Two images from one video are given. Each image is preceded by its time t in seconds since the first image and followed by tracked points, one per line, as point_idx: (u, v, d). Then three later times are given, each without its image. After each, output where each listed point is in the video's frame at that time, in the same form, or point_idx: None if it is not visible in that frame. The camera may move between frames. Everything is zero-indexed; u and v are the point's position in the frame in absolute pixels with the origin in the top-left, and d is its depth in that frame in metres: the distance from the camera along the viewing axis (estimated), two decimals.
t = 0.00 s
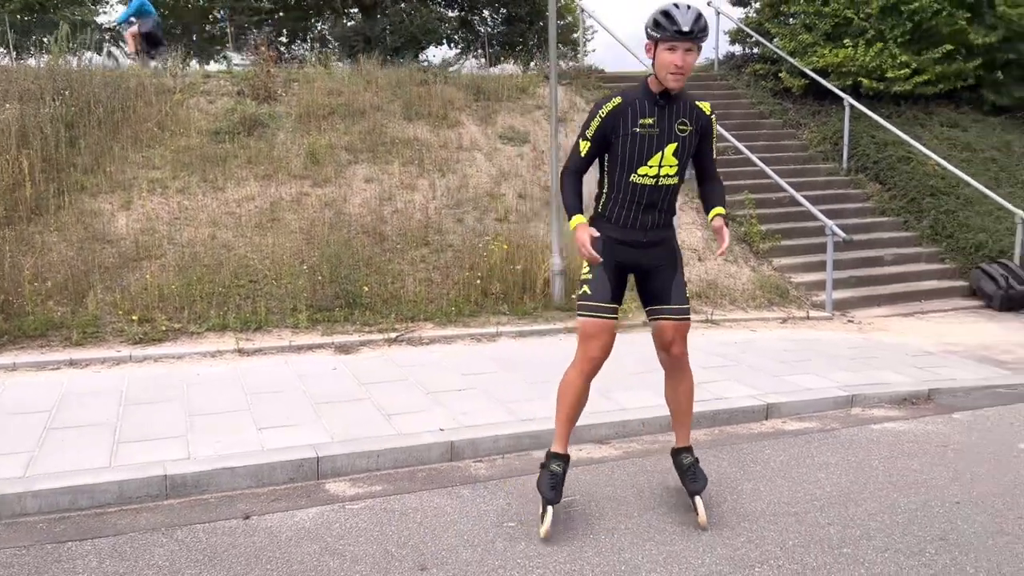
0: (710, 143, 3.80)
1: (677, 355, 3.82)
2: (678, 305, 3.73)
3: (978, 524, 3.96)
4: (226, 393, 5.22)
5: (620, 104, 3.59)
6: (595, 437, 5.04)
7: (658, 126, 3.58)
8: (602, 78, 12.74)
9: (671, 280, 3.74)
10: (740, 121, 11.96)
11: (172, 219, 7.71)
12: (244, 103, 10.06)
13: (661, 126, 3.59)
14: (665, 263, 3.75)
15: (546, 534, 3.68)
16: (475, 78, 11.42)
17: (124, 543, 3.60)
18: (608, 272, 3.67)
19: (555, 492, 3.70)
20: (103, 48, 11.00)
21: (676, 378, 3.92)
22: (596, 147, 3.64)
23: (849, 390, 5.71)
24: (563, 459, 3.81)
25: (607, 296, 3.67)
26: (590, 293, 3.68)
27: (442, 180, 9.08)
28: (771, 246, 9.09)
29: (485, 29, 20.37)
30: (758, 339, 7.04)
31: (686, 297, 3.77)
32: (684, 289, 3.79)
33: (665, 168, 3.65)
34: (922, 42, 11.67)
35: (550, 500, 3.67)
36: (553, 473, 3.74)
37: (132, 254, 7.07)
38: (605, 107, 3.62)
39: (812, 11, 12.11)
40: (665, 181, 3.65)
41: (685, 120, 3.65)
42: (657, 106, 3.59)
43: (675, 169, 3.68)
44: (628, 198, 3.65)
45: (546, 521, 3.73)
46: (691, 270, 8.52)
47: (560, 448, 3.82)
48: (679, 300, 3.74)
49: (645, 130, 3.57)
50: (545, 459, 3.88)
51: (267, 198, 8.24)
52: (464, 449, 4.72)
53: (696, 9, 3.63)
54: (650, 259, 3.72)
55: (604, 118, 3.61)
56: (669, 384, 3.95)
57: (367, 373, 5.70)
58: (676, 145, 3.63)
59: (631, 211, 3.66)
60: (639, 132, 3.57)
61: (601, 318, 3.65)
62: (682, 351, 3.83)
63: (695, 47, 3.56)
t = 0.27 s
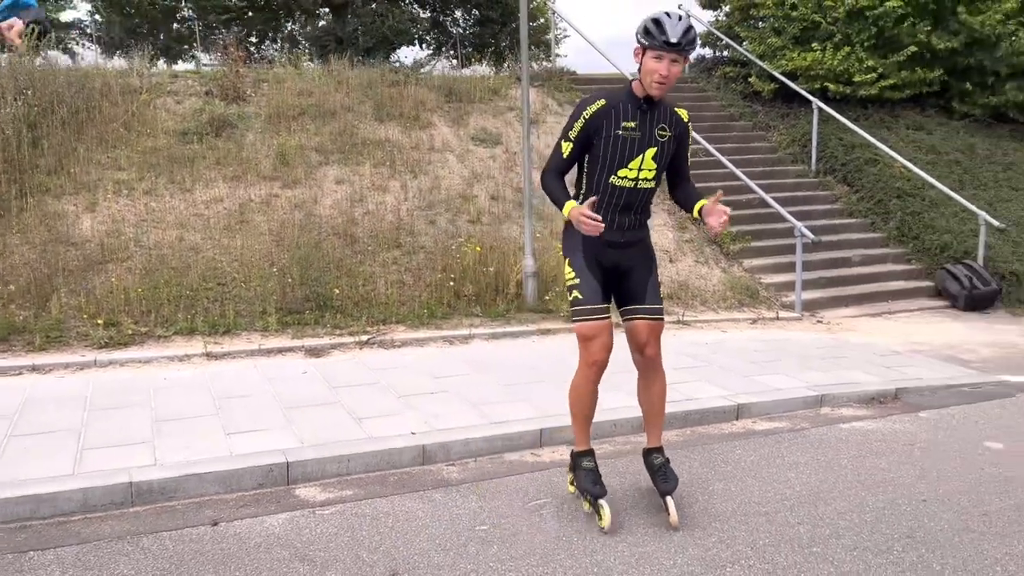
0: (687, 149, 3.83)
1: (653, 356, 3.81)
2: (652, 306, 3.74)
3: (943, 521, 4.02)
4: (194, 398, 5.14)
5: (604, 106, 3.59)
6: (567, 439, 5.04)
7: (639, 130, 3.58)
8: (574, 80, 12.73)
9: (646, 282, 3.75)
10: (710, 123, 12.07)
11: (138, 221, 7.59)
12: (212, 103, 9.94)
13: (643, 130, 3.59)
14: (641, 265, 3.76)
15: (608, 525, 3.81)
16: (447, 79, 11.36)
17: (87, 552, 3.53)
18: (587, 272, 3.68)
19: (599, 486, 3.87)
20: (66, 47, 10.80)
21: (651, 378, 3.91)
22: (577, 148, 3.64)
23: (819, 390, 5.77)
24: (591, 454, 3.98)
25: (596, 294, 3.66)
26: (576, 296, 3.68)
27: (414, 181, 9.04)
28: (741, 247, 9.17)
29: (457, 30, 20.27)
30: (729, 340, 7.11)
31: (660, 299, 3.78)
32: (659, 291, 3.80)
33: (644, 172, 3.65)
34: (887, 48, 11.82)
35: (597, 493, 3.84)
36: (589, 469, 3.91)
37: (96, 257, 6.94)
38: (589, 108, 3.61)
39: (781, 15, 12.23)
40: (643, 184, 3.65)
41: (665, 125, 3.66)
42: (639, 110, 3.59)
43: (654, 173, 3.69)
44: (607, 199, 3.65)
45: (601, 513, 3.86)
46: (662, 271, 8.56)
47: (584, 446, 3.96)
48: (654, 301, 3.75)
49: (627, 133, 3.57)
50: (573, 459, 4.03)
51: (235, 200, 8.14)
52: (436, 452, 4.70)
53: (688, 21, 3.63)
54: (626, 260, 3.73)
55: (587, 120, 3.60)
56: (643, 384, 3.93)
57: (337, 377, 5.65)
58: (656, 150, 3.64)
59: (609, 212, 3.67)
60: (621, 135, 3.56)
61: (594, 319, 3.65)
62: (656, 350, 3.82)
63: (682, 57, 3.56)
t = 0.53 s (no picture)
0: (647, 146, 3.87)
1: (621, 355, 3.82)
2: (621, 304, 3.74)
3: (910, 518, 4.07)
4: (161, 402, 5.06)
5: (566, 107, 3.58)
6: (540, 440, 5.03)
7: (602, 129, 3.61)
8: (547, 81, 12.73)
9: (615, 281, 3.77)
10: (680, 125, 12.17)
11: (104, 223, 7.46)
12: (180, 103, 9.81)
13: (605, 129, 3.62)
14: (609, 263, 3.78)
15: (576, 521, 3.83)
16: (419, 81, 11.27)
17: (50, 560, 3.46)
18: (557, 273, 3.68)
19: (568, 482, 3.92)
20: (29, 46, 10.59)
21: (621, 377, 3.91)
22: (543, 151, 3.62)
23: (789, 389, 5.83)
24: (560, 451, 4.01)
25: (563, 295, 3.66)
26: (546, 297, 3.68)
27: (386, 182, 8.99)
28: (713, 248, 9.24)
29: (430, 31, 20.32)
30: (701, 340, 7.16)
31: (629, 296, 3.80)
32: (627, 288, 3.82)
33: (609, 170, 3.67)
34: (853, 50, 11.94)
35: (565, 489, 3.87)
36: (558, 465, 3.95)
37: (61, 259, 6.82)
38: (552, 110, 3.60)
39: (751, 17, 12.37)
40: (609, 182, 3.67)
41: (626, 123, 3.69)
42: (600, 110, 3.61)
43: (618, 171, 3.71)
44: (575, 199, 3.66)
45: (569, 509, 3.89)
46: (635, 272, 8.60)
47: (553, 443, 4.00)
48: (622, 299, 3.76)
49: (590, 132, 3.58)
50: (543, 456, 4.07)
51: (204, 201, 8.04)
52: (408, 454, 4.66)
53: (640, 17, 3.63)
54: (595, 259, 3.74)
55: (551, 122, 3.58)
56: (614, 382, 3.94)
57: (308, 379, 5.59)
58: (619, 148, 3.66)
59: (577, 212, 3.68)
60: (585, 135, 3.58)
61: (563, 319, 3.67)
62: (626, 349, 3.82)
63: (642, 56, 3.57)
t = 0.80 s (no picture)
0: (614, 144, 3.86)
1: (593, 352, 3.83)
2: (591, 303, 3.75)
3: (881, 514, 4.12)
4: (131, 406, 4.98)
5: (529, 108, 3.58)
6: (516, 442, 5.02)
7: (566, 128, 3.60)
8: (521, 81, 12.73)
9: (585, 280, 3.77)
10: (653, 126, 12.26)
11: (72, 224, 7.34)
12: (150, 103, 9.68)
13: (570, 128, 3.61)
14: (580, 263, 3.78)
15: (551, 521, 3.82)
16: (393, 80, 11.22)
17: (14, 569, 3.38)
18: (527, 274, 3.68)
19: (543, 483, 3.91)
20: None
21: (592, 376, 3.92)
22: (508, 152, 3.62)
23: (763, 388, 5.87)
24: (535, 452, 4.00)
25: (534, 295, 3.67)
26: (516, 297, 3.69)
27: (360, 182, 8.94)
28: (687, 248, 9.29)
29: (404, 30, 20.32)
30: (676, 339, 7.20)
31: (599, 295, 3.80)
32: (598, 288, 3.83)
33: (575, 169, 3.67)
34: (824, 52, 12.07)
35: (541, 490, 3.87)
36: (532, 466, 3.93)
37: (27, 261, 6.69)
38: (515, 111, 3.60)
39: (725, 19, 12.44)
40: (575, 181, 3.67)
41: (591, 122, 3.68)
42: (564, 109, 3.61)
43: (585, 169, 3.71)
44: (543, 199, 3.65)
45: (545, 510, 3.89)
46: (610, 272, 8.62)
47: (527, 444, 3.99)
48: (593, 298, 3.77)
49: (554, 132, 3.58)
50: (517, 456, 4.05)
51: (175, 202, 7.94)
52: (383, 456, 4.63)
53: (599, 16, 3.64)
54: (566, 258, 3.74)
55: (515, 123, 3.59)
56: (586, 380, 3.95)
57: (281, 382, 5.54)
58: (584, 147, 3.66)
59: (546, 212, 3.67)
60: (549, 135, 3.57)
61: (534, 318, 3.68)
62: (597, 347, 3.84)
63: (602, 53, 3.58)
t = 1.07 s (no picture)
0: (584, 140, 3.88)
1: (569, 352, 3.84)
2: (566, 303, 3.77)
3: (856, 512, 4.16)
4: (103, 409, 4.91)
5: (498, 106, 3.60)
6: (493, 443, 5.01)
7: (536, 124, 3.62)
8: (498, 81, 12.73)
9: (560, 280, 3.78)
10: (630, 127, 12.30)
11: (42, 225, 7.23)
12: (122, 102, 9.56)
13: (540, 124, 3.63)
14: (554, 262, 3.78)
15: (528, 521, 3.83)
16: (369, 80, 11.19)
17: None
18: (503, 274, 3.68)
19: (520, 483, 3.91)
20: None
21: (568, 376, 3.93)
22: (479, 151, 3.64)
23: (739, 388, 5.91)
24: (512, 451, 4.01)
25: (510, 296, 3.67)
26: (492, 297, 3.68)
27: (336, 183, 8.89)
28: (663, 248, 9.33)
29: (381, 31, 20.11)
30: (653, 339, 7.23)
31: (574, 295, 3.81)
32: (573, 287, 3.84)
33: (547, 165, 3.67)
34: (799, 54, 12.20)
35: (518, 490, 3.87)
36: (509, 466, 3.94)
37: None
38: (484, 110, 3.62)
39: (701, 21, 12.61)
40: (548, 177, 3.67)
41: (560, 118, 3.70)
42: (533, 106, 3.63)
43: (557, 165, 3.72)
44: (517, 197, 3.65)
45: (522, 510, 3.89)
46: (588, 273, 8.64)
47: (504, 443, 3.99)
48: (568, 299, 3.78)
49: (525, 129, 3.59)
50: (494, 456, 4.05)
51: (148, 203, 7.84)
52: (360, 459, 4.60)
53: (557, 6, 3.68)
54: (541, 257, 3.74)
55: (484, 121, 3.60)
56: (562, 381, 3.96)
57: (256, 385, 5.49)
58: (555, 143, 3.67)
59: (520, 210, 3.67)
60: (519, 131, 3.59)
61: (509, 318, 3.68)
62: (573, 347, 3.85)
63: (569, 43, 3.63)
